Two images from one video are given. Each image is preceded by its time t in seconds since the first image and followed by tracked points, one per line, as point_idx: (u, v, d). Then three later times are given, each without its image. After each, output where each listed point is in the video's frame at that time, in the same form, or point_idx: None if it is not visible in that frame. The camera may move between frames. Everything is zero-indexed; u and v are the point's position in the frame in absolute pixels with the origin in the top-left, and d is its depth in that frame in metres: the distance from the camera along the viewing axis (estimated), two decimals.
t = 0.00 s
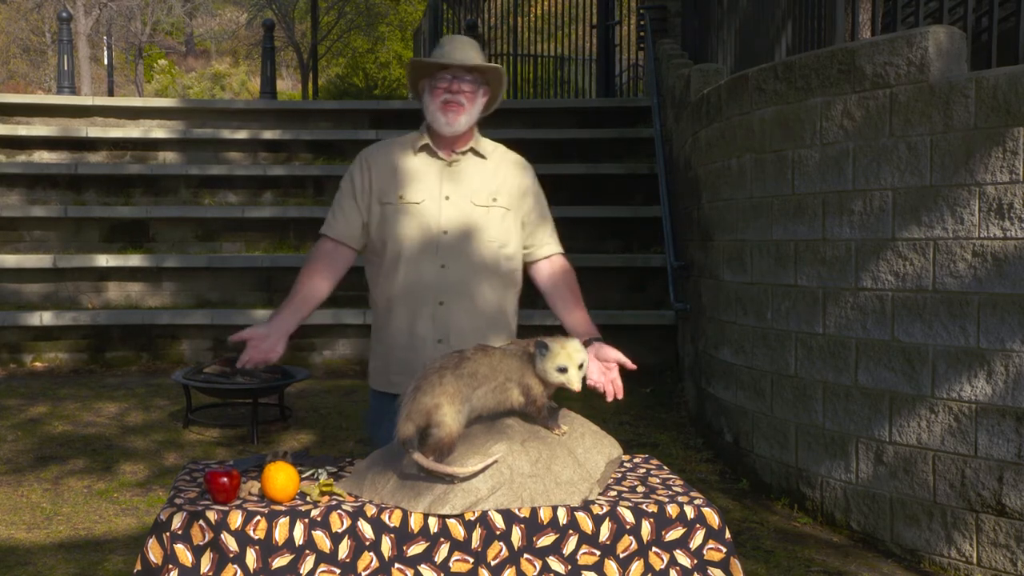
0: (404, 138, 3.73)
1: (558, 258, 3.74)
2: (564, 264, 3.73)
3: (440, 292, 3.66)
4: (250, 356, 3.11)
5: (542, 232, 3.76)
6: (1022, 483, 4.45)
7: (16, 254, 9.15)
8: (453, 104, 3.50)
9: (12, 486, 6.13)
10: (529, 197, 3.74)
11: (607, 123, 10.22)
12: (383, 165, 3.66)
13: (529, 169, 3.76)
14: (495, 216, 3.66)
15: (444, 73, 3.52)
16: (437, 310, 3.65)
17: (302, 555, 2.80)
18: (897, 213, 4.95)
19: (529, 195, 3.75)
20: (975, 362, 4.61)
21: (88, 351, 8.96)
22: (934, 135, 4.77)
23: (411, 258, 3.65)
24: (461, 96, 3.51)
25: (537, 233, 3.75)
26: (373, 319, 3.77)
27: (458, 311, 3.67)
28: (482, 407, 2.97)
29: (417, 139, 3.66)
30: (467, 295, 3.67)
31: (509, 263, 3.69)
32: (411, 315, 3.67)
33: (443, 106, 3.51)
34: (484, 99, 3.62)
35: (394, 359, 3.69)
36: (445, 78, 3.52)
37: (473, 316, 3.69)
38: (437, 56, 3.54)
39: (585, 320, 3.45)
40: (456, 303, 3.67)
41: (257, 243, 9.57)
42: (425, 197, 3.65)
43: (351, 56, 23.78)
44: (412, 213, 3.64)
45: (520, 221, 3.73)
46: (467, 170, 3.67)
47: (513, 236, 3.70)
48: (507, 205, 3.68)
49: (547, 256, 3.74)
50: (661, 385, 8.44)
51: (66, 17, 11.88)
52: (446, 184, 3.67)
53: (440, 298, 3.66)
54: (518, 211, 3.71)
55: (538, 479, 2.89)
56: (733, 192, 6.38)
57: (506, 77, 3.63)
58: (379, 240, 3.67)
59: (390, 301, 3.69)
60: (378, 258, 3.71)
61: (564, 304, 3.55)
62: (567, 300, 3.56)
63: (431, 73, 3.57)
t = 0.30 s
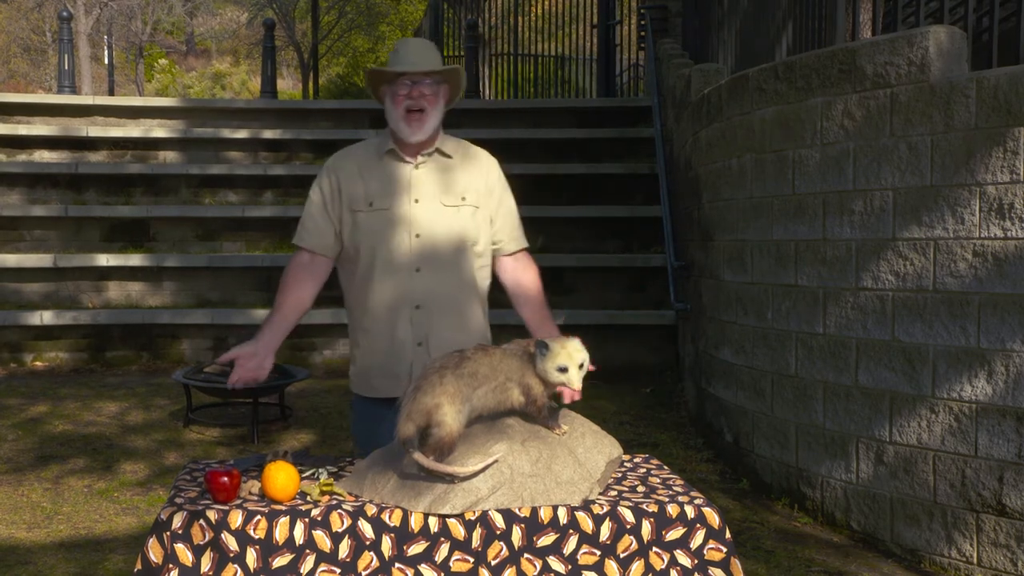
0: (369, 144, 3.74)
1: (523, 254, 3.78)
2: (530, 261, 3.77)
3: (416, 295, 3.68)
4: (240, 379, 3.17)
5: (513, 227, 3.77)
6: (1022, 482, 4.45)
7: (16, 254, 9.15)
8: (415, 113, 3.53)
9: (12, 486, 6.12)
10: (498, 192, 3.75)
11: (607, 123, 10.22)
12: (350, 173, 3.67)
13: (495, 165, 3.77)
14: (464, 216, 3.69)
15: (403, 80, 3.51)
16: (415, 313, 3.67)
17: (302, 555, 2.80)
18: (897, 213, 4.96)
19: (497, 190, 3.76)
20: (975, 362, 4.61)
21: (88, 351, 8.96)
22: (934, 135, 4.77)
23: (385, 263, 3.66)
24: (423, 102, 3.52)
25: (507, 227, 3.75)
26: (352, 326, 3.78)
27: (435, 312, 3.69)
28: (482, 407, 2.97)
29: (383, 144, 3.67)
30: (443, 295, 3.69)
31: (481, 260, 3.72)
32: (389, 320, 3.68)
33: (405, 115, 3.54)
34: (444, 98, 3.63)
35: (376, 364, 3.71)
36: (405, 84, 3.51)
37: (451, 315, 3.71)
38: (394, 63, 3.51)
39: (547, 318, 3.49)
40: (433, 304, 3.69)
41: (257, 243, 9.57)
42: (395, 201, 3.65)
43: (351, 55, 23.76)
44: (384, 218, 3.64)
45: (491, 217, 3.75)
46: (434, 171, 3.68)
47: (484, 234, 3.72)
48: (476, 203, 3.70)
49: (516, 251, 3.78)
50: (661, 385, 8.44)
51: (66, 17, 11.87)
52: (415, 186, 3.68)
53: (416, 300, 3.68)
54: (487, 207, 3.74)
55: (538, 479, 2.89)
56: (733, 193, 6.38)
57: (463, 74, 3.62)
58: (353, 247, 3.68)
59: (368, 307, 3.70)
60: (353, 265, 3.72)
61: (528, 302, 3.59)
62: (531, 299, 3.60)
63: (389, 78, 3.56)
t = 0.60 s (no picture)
0: (358, 146, 3.74)
1: (510, 251, 3.81)
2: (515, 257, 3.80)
3: (414, 294, 3.69)
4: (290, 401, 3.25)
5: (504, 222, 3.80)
6: (1022, 482, 4.45)
7: (16, 254, 9.15)
8: (403, 110, 3.54)
9: (12, 486, 6.12)
10: (489, 188, 3.78)
11: (607, 123, 10.22)
12: (343, 176, 3.67)
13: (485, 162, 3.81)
14: (458, 212, 3.71)
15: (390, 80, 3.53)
16: (414, 311, 3.69)
17: (302, 555, 2.80)
18: (897, 213, 4.96)
19: (488, 187, 3.79)
20: (975, 362, 4.61)
21: (88, 351, 8.96)
22: (934, 135, 4.78)
23: (382, 264, 3.67)
24: (410, 101, 3.54)
25: (498, 224, 3.79)
26: (351, 328, 3.78)
27: (434, 311, 3.71)
28: (482, 407, 2.97)
29: (374, 144, 3.68)
30: (441, 293, 3.71)
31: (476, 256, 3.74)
32: (389, 320, 3.69)
33: (394, 113, 3.55)
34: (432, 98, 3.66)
35: (377, 365, 3.72)
36: (391, 84, 3.54)
37: (449, 313, 3.73)
38: (381, 64, 3.54)
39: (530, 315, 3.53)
40: (431, 302, 3.70)
41: (257, 243, 9.57)
42: (389, 202, 3.66)
43: (352, 56, 23.76)
44: (379, 219, 3.64)
45: (483, 213, 3.78)
46: (425, 170, 3.70)
47: (478, 230, 3.74)
48: (469, 199, 3.73)
49: (508, 246, 3.82)
50: (661, 385, 8.45)
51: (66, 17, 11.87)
52: (408, 186, 3.69)
53: (414, 299, 3.69)
54: (479, 204, 3.76)
55: (538, 479, 2.89)
56: (733, 193, 6.39)
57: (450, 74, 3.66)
58: (349, 249, 3.68)
59: (367, 309, 3.71)
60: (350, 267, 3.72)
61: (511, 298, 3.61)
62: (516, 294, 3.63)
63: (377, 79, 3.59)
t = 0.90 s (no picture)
0: (380, 143, 3.77)
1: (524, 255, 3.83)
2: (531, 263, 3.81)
3: (427, 291, 3.69)
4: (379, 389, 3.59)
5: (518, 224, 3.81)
6: (1022, 483, 4.45)
7: (16, 254, 9.15)
8: (425, 108, 3.54)
9: (12, 486, 6.12)
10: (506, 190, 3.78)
11: (607, 123, 10.22)
12: (363, 171, 3.70)
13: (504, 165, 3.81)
14: (474, 212, 3.71)
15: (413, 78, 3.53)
16: (426, 307, 3.68)
17: (302, 555, 2.80)
18: (897, 213, 4.96)
19: (505, 189, 3.79)
20: (975, 362, 4.61)
21: (88, 351, 8.96)
22: (934, 135, 4.77)
23: (397, 261, 3.68)
24: (432, 99, 3.54)
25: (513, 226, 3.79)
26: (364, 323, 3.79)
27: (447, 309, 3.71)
28: (482, 407, 2.97)
29: (394, 142, 3.70)
30: (453, 290, 3.69)
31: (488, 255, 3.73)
32: (401, 317, 3.70)
33: (416, 110, 3.55)
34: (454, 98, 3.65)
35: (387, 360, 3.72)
36: (414, 83, 3.54)
37: (461, 312, 3.72)
38: (404, 62, 3.55)
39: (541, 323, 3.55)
40: (443, 300, 3.70)
41: (257, 243, 9.57)
42: (406, 200, 3.68)
43: (352, 56, 23.74)
44: (396, 215, 3.68)
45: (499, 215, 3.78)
46: (443, 169, 3.71)
47: (493, 231, 3.74)
48: (486, 200, 3.73)
49: (520, 248, 3.83)
50: (661, 385, 8.45)
51: (66, 17, 11.86)
52: (426, 185, 3.70)
53: (427, 296, 3.69)
54: (496, 205, 3.76)
55: (538, 479, 2.89)
56: (733, 193, 6.39)
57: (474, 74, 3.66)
58: (366, 244, 3.71)
59: (380, 303, 3.71)
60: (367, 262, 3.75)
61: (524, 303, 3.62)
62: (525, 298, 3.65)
63: (400, 77, 3.59)
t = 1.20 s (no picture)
0: (405, 142, 3.77)
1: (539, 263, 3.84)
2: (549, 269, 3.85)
3: (439, 294, 3.69)
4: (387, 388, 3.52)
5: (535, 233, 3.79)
6: (1022, 483, 4.44)
7: (16, 254, 9.15)
8: (450, 113, 3.53)
9: (12, 486, 6.12)
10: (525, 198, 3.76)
11: (607, 123, 10.22)
12: (385, 170, 3.72)
13: (526, 172, 3.79)
14: (491, 218, 3.69)
15: (440, 81, 3.52)
16: (437, 311, 3.69)
17: (302, 555, 2.80)
18: (897, 213, 4.96)
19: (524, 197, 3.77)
20: (975, 362, 4.61)
21: (88, 351, 8.96)
22: (934, 135, 4.77)
23: (412, 261, 3.69)
24: (458, 104, 3.53)
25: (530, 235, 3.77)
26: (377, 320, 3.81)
27: (458, 312, 3.70)
28: (482, 407, 2.97)
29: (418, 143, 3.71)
30: (465, 295, 3.69)
31: (501, 262, 3.73)
32: (413, 317, 3.71)
33: (440, 114, 3.54)
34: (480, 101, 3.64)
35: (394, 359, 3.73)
36: (441, 85, 3.53)
37: (471, 317, 3.72)
38: (432, 65, 3.54)
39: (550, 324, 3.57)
40: (455, 304, 3.69)
41: (258, 243, 9.56)
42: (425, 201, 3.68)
43: (352, 56, 23.74)
44: (414, 217, 3.68)
45: (516, 222, 3.77)
46: (464, 173, 3.70)
47: (508, 238, 3.73)
48: (504, 207, 3.71)
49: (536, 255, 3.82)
50: (661, 385, 8.45)
51: (66, 17, 11.86)
52: (446, 188, 3.70)
53: (438, 299, 3.69)
54: (514, 212, 3.75)
55: (538, 479, 2.89)
56: (732, 192, 6.39)
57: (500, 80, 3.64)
58: (383, 243, 3.72)
59: (392, 303, 3.72)
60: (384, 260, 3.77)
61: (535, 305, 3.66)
62: (537, 301, 3.68)
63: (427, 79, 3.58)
